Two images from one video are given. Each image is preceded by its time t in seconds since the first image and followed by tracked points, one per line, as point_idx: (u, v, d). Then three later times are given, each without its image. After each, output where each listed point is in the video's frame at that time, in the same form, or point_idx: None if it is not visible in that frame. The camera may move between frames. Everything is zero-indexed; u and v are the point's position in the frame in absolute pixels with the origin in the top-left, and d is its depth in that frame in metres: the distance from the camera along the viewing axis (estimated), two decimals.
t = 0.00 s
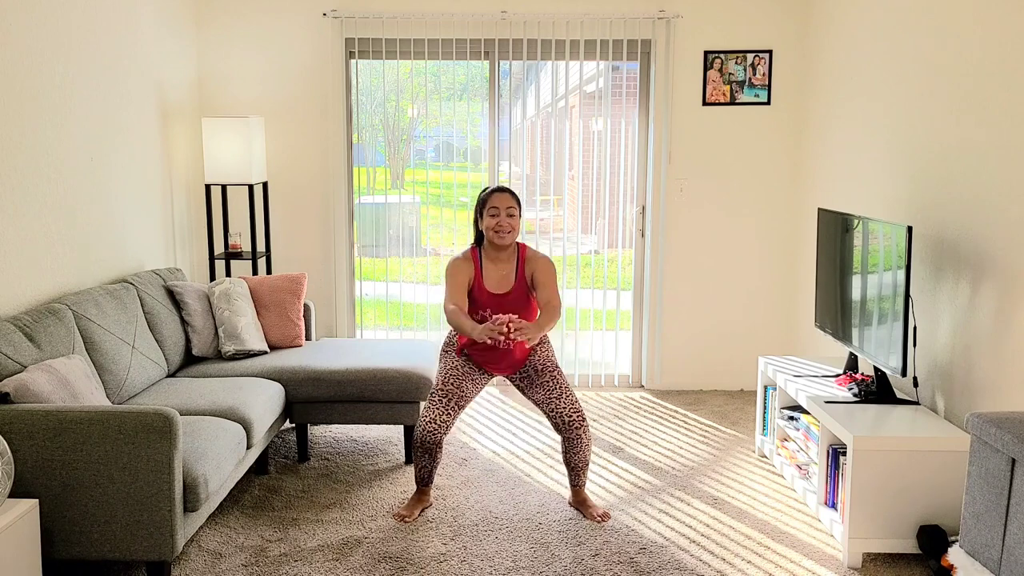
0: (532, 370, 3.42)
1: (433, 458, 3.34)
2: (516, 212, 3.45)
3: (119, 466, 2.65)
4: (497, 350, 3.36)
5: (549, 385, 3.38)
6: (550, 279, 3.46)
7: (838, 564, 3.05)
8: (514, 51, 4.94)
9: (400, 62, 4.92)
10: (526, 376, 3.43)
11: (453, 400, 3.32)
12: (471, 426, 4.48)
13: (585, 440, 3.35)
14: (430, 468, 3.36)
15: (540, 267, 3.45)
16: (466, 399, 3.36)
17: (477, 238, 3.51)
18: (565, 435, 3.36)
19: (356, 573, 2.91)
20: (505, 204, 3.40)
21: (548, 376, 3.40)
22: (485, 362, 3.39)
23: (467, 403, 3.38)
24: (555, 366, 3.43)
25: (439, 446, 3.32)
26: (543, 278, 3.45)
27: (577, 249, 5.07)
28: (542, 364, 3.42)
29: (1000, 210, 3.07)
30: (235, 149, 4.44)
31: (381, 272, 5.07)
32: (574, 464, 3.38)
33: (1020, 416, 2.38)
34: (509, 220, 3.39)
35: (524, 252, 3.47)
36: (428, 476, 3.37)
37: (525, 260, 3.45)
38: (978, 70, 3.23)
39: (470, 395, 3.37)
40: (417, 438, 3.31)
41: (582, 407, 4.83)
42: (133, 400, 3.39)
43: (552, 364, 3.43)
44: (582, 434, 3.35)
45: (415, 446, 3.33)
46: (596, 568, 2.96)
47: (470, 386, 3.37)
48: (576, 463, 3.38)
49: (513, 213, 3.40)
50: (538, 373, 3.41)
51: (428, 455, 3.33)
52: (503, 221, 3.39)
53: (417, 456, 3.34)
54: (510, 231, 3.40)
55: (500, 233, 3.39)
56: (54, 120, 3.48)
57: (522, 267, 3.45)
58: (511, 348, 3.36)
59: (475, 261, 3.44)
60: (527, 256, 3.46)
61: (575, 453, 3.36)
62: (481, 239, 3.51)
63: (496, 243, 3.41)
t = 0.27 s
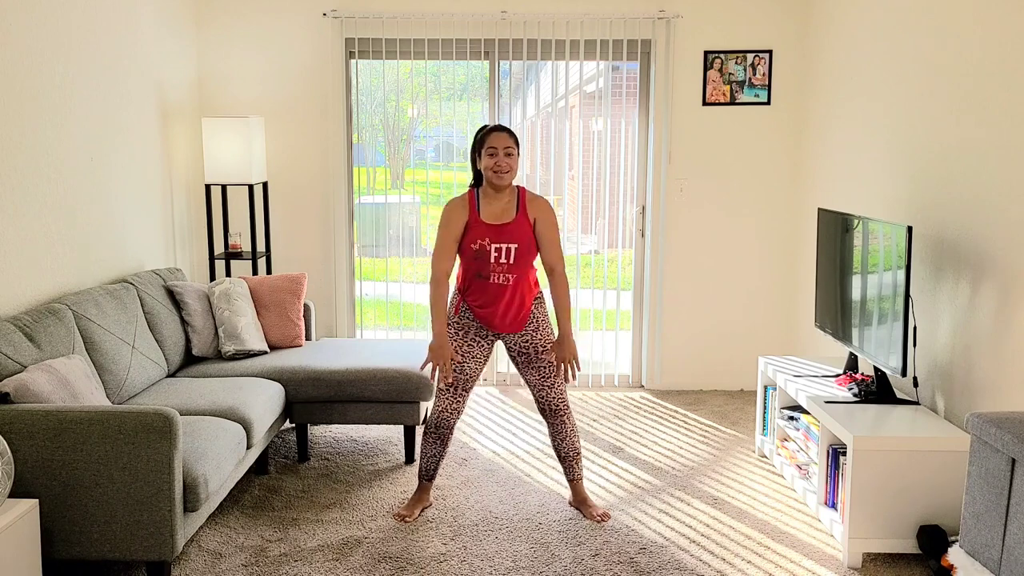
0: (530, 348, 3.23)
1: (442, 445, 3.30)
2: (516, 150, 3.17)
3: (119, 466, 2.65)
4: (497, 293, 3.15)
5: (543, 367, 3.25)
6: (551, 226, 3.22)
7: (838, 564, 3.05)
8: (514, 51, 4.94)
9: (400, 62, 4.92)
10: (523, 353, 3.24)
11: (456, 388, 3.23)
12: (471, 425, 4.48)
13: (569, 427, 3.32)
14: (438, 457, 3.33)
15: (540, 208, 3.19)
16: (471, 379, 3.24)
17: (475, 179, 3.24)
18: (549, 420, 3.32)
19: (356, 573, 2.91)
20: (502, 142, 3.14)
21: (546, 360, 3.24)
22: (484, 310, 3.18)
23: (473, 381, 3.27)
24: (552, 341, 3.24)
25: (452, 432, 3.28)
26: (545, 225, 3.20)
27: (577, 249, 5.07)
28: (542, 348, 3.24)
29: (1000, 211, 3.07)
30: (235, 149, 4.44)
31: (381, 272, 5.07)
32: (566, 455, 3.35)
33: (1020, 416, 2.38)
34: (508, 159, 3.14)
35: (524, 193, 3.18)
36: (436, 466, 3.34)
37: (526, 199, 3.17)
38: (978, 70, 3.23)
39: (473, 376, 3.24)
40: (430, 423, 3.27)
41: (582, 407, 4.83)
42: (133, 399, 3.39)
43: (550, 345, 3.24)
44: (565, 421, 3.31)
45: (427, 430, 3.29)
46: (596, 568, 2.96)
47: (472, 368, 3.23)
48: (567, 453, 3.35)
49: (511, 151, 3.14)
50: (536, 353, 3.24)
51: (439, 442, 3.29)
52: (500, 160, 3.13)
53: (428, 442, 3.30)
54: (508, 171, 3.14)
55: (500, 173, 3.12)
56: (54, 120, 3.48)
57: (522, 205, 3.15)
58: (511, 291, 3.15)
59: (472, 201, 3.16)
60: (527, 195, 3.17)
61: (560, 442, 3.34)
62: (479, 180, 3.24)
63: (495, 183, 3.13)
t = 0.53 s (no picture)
0: (525, 352, 3.22)
1: (448, 440, 3.30)
2: (515, 146, 3.17)
3: (119, 466, 2.65)
4: (498, 284, 3.13)
5: (536, 373, 3.24)
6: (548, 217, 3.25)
7: (838, 564, 3.05)
8: (514, 51, 4.94)
9: (400, 62, 4.92)
10: (520, 356, 3.23)
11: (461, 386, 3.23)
12: (471, 425, 4.48)
13: (558, 434, 3.31)
14: (442, 453, 3.33)
15: (539, 203, 3.21)
16: (473, 380, 3.24)
17: (474, 175, 3.25)
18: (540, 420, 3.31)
19: (356, 573, 2.91)
20: (501, 140, 3.13)
21: (541, 364, 3.24)
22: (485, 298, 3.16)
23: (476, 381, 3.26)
24: (551, 351, 3.24)
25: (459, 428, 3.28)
26: (544, 219, 3.24)
27: (577, 249, 5.07)
28: (540, 351, 3.22)
29: (1000, 211, 3.07)
30: (235, 149, 4.44)
31: (381, 272, 5.07)
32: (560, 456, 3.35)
33: (1020, 416, 2.38)
34: (507, 156, 3.13)
35: (523, 187, 3.19)
36: (439, 462, 3.33)
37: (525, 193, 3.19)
38: (978, 69, 3.23)
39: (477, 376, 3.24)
40: (437, 419, 3.27)
41: (582, 406, 4.83)
42: (133, 399, 3.39)
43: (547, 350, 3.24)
44: (555, 418, 3.30)
45: (434, 425, 3.29)
46: (596, 568, 2.96)
47: (474, 368, 3.22)
48: (561, 454, 3.35)
49: (509, 148, 3.14)
50: (532, 357, 3.23)
51: (445, 437, 3.30)
52: (499, 155, 3.13)
53: (434, 437, 3.30)
54: (506, 167, 3.14)
55: (498, 170, 3.12)
56: (54, 120, 3.48)
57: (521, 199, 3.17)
58: (512, 281, 3.14)
59: (470, 195, 3.17)
60: (527, 190, 3.18)
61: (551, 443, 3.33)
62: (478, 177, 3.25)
63: (494, 178, 3.14)
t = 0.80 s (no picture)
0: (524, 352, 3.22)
1: (448, 440, 3.30)
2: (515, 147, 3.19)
3: (119, 466, 2.65)
4: (498, 282, 3.14)
5: (535, 375, 3.24)
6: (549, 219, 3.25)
7: (838, 564, 3.05)
8: (514, 51, 4.94)
9: (400, 62, 4.92)
10: (519, 356, 3.23)
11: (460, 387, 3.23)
12: (471, 426, 4.48)
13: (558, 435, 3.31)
14: (441, 453, 3.32)
15: (539, 203, 3.22)
16: (473, 380, 3.24)
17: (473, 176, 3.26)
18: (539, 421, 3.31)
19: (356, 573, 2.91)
20: (501, 140, 3.15)
21: (540, 364, 3.24)
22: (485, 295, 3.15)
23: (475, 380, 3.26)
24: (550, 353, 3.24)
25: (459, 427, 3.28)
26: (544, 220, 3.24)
27: (577, 249, 5.07)
28: (539, 352, 3.22)
29: (1001, 211, 3.07)
30: (235, 149, 4.44)
31: (381, 272, 5.07)
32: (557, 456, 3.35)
33: (1020, 416, 2.38)
34: (506, 157, 3.15)
35: (523, 189, 3.21)
36: (439, 462, 3.33)
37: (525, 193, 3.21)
38: (978, 69, 3.23)
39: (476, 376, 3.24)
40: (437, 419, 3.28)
41: (582, 407, 4.83)
42: (133, 399, 3.39)
43: (547, 350, 3.24)
44: (554, 419, 3.30)
45: (434, 425, 3.29)
46: (596, 568, 2.96)
47: (474, 368, 3.22)
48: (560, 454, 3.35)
49: (510, 149, 3.15)
50: (531, 358, 3.23)
51: (445, 437, 3.30)
52: (498, 156, 3.14)
53: (434, 437, 3.30)
54: (506, 168, 3.15)
55: (498, 170, 3.14)
56: (54, 120, 3.48)
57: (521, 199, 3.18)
58: (511, 279, 3.14)
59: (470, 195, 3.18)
60: (527, 191, 3.20)
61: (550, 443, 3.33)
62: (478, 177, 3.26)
63: (494, 179, 3.15)
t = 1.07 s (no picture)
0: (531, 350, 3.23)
1: (439, 448, 3.31)
2: (517, 157, 3.19)
3: (119, 466, 2.65)
4: (498, 299, 3.17)
5: (545, 371, 3.25)
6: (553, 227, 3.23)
7: (838, 564, 3.05)
8: (514, 51, 4.94)
9: (400, 62, 4.92)
10: (525, 355, 3.25)
11: (455, 389, 3.23)
12: (471, 425, 4.48)
13: (574, 432, 3.32)
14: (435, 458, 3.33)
15: (541, 212, 3.21)
16: (468, 381, 3.24)
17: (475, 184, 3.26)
18: (554, 424, 3.31)
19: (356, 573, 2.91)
20: (503, 149, 3.15)
21: (547, 361, 3.24)
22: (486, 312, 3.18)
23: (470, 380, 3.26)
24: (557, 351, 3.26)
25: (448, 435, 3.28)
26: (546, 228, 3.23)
27: (577, 249, 5.07)
28: (544, 348, 3.23)
29: (1001, 211, 3.07)
30: (235, 150, 4.44)
31: (381, 272, 5.07)
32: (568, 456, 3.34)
33: (1020, 416, 2.38)
34: (508, 166, 3.15)
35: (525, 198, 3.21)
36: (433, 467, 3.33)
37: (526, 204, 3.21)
38: (978, 69, 3.23)
39: (472, 375, 3.25)
40: (425, 426, 3.27)
41: (582, 407, 4.83)
42: (133, 399, 3.39)
43: (551, 344, 3.25)
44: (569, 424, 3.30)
45: (423, 433, 3.29)
46: (596, 568, 2.96)
47: (470, 367, 3.23)
48: (570, 455, 3.34)
49: (512, 158, 3.15)
50: (537, 355, 3.23)
51: (436, 444, 3.29)
52: (501, 165, 3.14)
53: (424, 445, 3.31)
54: (509, 177, 3.15)
55: (500, 180, 3.14)
56: (53, 120, 3.48)
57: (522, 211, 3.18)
58: (511, 296, 3.17)
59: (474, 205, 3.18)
60: (528, 201, 3.20)
61: (564, 445, 3.33)
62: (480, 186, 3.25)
63: (496, 189, 3.16)
